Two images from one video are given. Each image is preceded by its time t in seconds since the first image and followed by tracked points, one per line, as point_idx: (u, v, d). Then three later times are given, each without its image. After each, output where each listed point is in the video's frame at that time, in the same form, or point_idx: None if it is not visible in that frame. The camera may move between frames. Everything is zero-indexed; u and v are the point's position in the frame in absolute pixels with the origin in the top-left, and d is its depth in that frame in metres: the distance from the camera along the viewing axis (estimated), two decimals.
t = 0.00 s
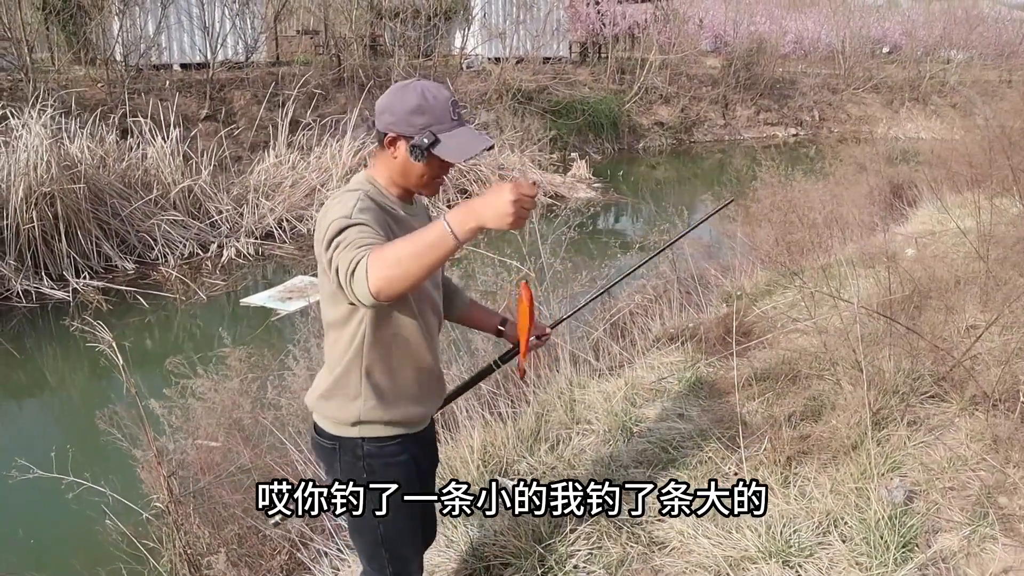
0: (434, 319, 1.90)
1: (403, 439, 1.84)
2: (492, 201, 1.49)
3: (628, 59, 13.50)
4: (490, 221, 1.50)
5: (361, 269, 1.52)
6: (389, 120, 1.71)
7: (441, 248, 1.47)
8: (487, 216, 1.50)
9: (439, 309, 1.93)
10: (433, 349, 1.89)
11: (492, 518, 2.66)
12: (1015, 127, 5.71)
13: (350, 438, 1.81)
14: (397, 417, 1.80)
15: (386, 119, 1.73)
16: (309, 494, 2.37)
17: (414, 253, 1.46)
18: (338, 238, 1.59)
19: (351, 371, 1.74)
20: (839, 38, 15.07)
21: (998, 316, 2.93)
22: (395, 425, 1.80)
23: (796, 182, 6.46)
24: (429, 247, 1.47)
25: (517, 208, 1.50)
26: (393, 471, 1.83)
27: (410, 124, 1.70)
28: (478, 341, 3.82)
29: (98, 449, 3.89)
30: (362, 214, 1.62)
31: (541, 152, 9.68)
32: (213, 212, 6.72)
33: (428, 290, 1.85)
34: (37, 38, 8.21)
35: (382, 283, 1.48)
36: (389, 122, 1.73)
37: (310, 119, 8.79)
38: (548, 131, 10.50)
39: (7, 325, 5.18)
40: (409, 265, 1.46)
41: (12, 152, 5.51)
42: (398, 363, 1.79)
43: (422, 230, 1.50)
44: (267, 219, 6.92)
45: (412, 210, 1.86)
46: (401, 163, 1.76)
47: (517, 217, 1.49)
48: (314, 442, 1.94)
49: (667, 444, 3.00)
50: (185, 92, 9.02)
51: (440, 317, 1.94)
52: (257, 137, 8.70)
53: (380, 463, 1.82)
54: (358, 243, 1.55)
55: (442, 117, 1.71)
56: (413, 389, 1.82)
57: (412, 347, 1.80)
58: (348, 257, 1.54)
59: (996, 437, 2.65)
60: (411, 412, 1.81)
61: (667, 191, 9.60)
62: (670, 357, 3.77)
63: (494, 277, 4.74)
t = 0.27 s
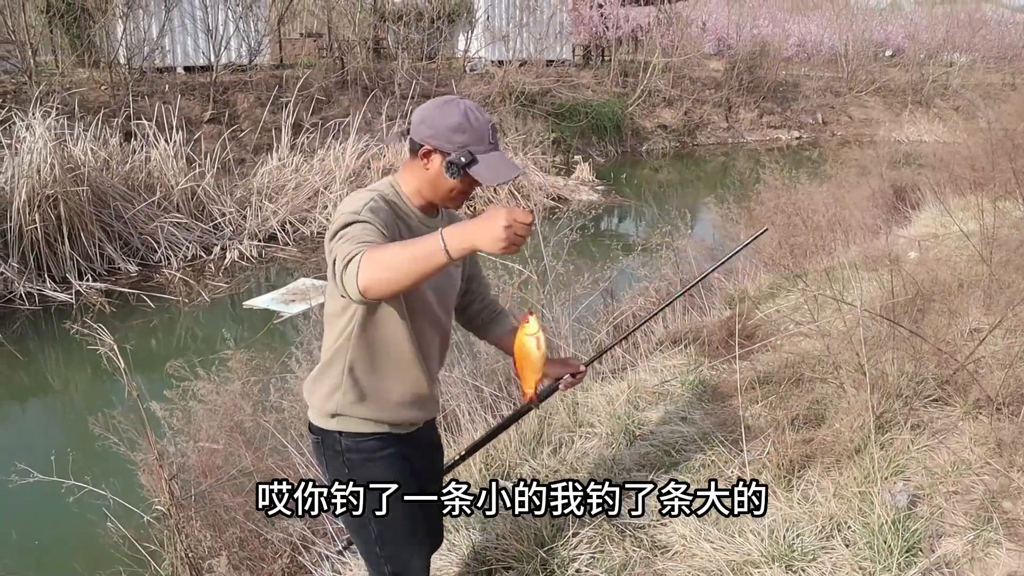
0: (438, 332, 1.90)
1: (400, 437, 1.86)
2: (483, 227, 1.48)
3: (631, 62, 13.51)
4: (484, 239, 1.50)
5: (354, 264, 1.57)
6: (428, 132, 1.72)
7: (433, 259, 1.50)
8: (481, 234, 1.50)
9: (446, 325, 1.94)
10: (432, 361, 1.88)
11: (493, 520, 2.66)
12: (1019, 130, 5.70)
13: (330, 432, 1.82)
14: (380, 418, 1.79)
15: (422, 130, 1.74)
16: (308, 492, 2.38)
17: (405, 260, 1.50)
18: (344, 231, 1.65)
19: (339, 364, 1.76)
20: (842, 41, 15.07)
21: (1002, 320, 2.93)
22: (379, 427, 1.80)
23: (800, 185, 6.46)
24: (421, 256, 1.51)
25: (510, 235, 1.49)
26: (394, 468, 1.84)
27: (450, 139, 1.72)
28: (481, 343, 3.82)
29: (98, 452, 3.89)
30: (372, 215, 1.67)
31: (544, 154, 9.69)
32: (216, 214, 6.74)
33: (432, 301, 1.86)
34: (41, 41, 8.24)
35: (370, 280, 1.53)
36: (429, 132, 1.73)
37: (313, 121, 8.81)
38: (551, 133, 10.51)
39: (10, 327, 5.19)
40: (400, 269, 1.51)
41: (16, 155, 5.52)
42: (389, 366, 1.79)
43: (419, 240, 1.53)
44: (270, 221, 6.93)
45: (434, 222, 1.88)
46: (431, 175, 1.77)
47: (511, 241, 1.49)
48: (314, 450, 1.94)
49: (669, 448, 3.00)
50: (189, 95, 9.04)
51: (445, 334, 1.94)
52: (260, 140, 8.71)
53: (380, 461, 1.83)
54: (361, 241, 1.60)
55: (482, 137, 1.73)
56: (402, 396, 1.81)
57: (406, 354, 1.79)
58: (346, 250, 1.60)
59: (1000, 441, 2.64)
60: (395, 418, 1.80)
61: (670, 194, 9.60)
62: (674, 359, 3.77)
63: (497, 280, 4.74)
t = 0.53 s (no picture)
0: (435, 339, 1.90)
1: (397, 433, 1.91)
2: (460, 243, 1.50)
3: (636, 62, 13.49)
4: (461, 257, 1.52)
5: (351, 262, 1.64)
6: (472, 156, 1.79)
7: (413, 270, 1.54)
8: (459, 252, 1.52)
9: (448, 335, 1.94)
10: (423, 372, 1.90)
11: (496, 520, 2.64)
12: None
13: (309, 415, 1.87)
14: (355, 408, 1.83)
15: (467, 154, 1.82)
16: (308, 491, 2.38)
17: (391, 267, 1.56)
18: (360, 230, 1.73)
19: (329, 349, 1.79)
20: (849, 40, 15.01)
21: (1010, 320, 2.91)
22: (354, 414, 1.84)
23: (807, 183, 6.43)
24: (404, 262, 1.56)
25: (486, 255, 1.50)
26: (395, 466, 1.88)
27: (493, 162, 1.79)
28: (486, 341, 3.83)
29: (103, 450, 3.91)
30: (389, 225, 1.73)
31: (549, 154, 9.69)
32: (222, 213, 6.76)
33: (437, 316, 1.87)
34: (48, 41, 8.28)
35: (360, 277, 1.59)
36: (474, 154, 1.80)
37: (319, 121, 8.83)
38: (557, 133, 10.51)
39: (17, 326, 5.22)
40: (386, 273, 1.57)
41: (24, 155, 5.55)
42: (377, 366, 1.80)
43: (411, 249, 1.58)
44: (276, 220, 6.95)
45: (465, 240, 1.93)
46: (474, 197, 1.85)
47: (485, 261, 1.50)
48: (306, 450, 1.95)
49: (674, 446, 2.99)
50: (195, 95, 9.07)
51: (446, 350, 1.95)
52: (266, 139, 8.73)
53: (382, 457, 1.87)
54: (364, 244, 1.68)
55: (523, 161, 1.79)
56: (383, 397, 1.82)
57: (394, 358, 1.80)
58: (350, 248, 1.67)
59: (1008, 441, 2.62)
60: (373, 409, 1.83)
61: (676, 193, 9.59)
62: (679, 358, 3.77)
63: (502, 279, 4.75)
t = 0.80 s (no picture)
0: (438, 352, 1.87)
1: (392, 437, 1.88)
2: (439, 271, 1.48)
3: (639, 58, 13.48)
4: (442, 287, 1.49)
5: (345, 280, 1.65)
6: (509, 185, 1.72)
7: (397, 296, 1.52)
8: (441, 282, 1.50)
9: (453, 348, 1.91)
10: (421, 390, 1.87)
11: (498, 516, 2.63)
12: None
13: (300, 414, 1.84)
14: (348, 410, 1.81)
15: (502, 182, 1.75)
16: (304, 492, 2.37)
17: (379, 292, 1.56)
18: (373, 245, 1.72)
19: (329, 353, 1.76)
20: (853, 36, 14.94)
21: (1015, 317, 2.90)
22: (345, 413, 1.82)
23: (811, 180, 6.42)
24: (390, 287, 1.55)
25: (464, 289, 1.48)
26: (388, 470, 1.85)
27: (530, 191, 1.72)
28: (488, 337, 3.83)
29: (105, 446, 3.91)
30: (404, 245, 1.72)
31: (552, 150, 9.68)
32: (225, 210, 6.77)
33: (441, 335, 1.85)
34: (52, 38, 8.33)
35: (352, 294, 1.59)
36: (510, 184, 1.73)
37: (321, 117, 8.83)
38: (560, 129, 10.50)
39: (21, 323, 5.23)
40: (376, 294, 1.57)
41: (27, 152, 5.55)
42: (373, 377, 1.79)
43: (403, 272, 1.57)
44: (278, 217, 6.96)
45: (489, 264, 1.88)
46: (504, 227, 1.76)
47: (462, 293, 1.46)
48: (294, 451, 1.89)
49: (677, 443, 2.99)
50: (198, 92, 9.08)
51: (448, 365, 1.91)
52: (269, 136, 8.74)
53: (374, 461, 1.83)
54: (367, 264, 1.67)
55: (562, 192, 1.73)
56: (376, 406, 1.81)
57: (392, 372, 1.78)
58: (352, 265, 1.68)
59: (1013, 438, 2.61)
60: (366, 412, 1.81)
61: (679, 189, 9.58)
62: (681, 355, 3.77)
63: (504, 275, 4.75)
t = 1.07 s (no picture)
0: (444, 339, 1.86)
1: (398, 429, 1.88)
2: (445, 270, 1.46)
3: (641, 50, 13.45)
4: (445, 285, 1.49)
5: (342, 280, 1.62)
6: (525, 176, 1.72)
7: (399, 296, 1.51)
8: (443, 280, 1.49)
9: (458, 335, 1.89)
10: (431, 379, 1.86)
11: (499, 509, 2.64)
12: None
13: (306, 404, 1.82)
14: (356, 401, 1.80)
15: (514, 172, 1.75)
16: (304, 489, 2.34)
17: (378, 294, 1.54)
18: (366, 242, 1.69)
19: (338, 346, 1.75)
20: (855, 29, 14.89)
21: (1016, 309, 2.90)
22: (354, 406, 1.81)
23: (812, 171, 6.40)
24: (390, 287, 1.53)
25: (471, 285, 1.46)
26: (393, 465, 1.84)
27: (545, 181, 1.74)
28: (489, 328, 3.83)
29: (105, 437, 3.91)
30: (403, 241, 1.69)
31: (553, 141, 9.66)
32: (226, 201, 6.77)
33: (448, 324, 1.85)
34: (53, 29, 8.44)
35: (349, 297, 1.57)
36: (525, 175, 1.73)
37: (322, 108, 8.82)
38: (561, 121, 10.48)
39: (22, 313, 5.22)
40: (374, 296, 1.55)
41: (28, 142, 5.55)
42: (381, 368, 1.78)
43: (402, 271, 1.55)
44: (279, 208, 6.95)
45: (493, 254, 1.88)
46: (518, 217, 1.77)
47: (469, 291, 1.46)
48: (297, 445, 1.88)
49: (677, 435, 2.99)
50: (199, 83, 9.06)
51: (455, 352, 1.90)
52: (270, 127, 8.73)
53: (379, 456, 1.83)
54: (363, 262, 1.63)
55: (575, 178, 1.76)
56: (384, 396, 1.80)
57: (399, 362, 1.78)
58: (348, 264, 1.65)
59: (1013, 430, 2.61)
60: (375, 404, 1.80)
61: (681, 181, 9.56)
62: (682, 347, 3.77)
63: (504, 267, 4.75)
